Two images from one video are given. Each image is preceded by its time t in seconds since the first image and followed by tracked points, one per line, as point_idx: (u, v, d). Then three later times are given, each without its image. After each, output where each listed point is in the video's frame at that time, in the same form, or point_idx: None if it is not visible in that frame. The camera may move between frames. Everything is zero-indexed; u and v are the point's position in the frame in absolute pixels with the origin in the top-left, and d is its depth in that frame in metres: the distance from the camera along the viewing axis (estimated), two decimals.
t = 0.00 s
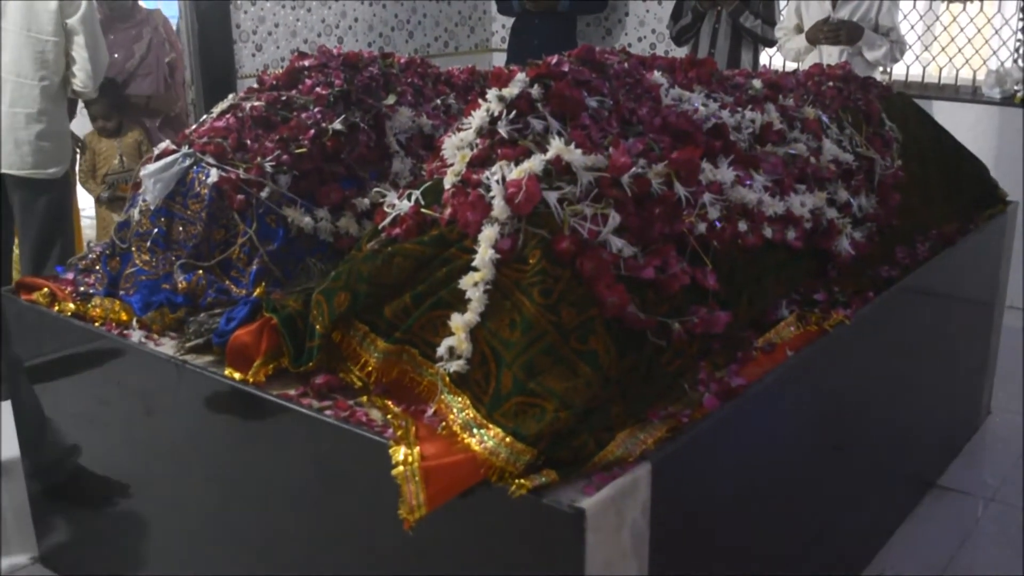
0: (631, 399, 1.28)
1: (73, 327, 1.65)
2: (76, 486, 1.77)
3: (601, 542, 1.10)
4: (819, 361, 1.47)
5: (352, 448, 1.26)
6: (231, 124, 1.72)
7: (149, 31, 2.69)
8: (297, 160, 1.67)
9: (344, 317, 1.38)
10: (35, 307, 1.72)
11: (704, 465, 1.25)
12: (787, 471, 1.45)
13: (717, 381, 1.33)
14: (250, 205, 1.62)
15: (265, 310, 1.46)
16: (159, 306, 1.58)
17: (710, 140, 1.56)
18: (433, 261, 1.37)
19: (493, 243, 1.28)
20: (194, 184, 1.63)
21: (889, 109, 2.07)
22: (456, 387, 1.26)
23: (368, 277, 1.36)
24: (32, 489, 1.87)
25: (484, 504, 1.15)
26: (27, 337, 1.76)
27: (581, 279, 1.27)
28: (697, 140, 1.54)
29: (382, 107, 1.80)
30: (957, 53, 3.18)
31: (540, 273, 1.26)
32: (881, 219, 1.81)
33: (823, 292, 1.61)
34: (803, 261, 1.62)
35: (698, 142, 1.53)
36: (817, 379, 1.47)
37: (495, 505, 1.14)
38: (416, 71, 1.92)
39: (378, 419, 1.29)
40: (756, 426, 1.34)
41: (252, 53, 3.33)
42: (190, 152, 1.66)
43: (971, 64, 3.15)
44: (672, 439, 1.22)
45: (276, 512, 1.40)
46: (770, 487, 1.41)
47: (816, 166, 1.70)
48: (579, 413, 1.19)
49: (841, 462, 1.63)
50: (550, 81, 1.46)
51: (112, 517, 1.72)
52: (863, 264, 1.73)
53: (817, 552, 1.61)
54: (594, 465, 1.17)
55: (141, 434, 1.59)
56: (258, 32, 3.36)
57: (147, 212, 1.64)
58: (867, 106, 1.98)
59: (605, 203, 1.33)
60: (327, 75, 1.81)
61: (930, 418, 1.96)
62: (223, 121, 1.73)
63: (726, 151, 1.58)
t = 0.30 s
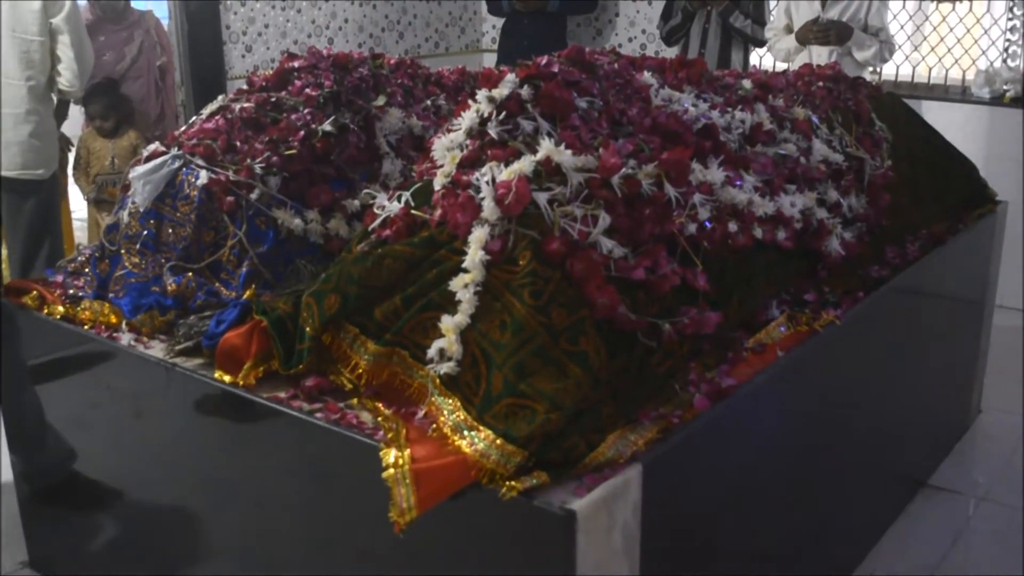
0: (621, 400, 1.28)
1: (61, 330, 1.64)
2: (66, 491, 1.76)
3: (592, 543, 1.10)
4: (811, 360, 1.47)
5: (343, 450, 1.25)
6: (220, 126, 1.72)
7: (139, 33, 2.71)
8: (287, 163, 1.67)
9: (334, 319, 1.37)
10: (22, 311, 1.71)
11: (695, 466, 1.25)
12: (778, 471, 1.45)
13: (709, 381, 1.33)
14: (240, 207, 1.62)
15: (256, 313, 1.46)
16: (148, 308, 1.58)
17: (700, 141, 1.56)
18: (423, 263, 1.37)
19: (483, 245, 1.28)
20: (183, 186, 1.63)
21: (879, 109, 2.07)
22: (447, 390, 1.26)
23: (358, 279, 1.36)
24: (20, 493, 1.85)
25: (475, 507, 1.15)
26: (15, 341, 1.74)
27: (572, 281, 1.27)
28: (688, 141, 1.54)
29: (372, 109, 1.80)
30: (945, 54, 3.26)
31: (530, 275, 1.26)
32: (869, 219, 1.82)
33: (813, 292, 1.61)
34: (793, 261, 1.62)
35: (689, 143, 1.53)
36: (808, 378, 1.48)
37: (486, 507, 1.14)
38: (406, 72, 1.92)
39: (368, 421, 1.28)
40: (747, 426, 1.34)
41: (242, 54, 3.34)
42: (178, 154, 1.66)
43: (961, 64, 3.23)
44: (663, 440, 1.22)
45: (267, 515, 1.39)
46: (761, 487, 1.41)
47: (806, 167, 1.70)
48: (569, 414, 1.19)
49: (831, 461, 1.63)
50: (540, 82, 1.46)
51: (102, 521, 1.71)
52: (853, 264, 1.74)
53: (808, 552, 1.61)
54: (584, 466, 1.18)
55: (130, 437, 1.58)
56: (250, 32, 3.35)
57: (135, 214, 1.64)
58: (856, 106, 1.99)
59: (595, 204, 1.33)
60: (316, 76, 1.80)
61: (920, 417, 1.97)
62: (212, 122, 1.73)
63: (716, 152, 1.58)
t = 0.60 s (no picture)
0: (611, 404, 1.27)
1: (49, 337, 1.63)
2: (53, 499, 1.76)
3: (582, 548, 1.10)
4: (801, 363, 1.48)
5: (332, 456, 1.25)
6: (209, 132, 1.72)
7: (130, 40, 2.77)
8: (276, 168, 1.67)
9: (323, 325, 1.37)
10: (11, 318, 1.71)
11: (685, 469, 1.25)
12: (769, 474, 1.45)
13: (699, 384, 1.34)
14: (229, 214, 1.61)
15: (245, 319, 1.45)
16: (137, 315, 1.58)
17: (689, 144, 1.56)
18: (412, 268, 1.37)
19: (472, 249, 1.28)
20: (171, 193, 1.62)
21: (867, 111, 2.08)
22: (437, 394, 1.25)
23: (347, 285, 1.36)
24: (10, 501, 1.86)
25: (465, 513, 1.15)
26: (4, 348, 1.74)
27: (561, 285, 1.27)
28: (676, 144, 1.54)
29: (361, 114, 1.80)
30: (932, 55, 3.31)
31: (519, 279, 1.25)
32: (859, 220, 1.82)
33: (802, 294, 1.62)
34: (782, 264, 1.63)
35: (678, 147, 1.53)
36: (798, 380, 1.48)
37: (475, 511, 1.13)
38: (395, 77, 1.93)
39: (358, 427, 1.28)
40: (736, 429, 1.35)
41: (231, 60, 3.39)
42: (167, 161, 1.65)
43: (948, 66, 3.27)
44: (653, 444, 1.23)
45: (257, 521, 1.39)
46: (751, 491, 1.41)
47: (794, 170, 1.71)
48: (559, 418, 1.19)
49: (822, 464, 1.63)
50: (528, 87, 1.46)
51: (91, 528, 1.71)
52: (842, 266, 1.74)
53: (799, 554, 1.61)
54: (574, 470, 1.17)
55: (119, 444, 1.58)
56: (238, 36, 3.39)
57: (126, 222, 1.63)
58: (845, 108, 2.00)
59: (584, 209, 1.33)
60: (306, 82, 1.81)
61: (910, 418, 1.97)
62: (201, 129, 1.73)
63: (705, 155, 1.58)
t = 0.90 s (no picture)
0: (601, 402, 1.27)
1: (37, 338, 1.63)
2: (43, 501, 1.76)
3: (572, 547, 1.10)
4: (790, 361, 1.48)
5: (321, 457, 1.25)
6: (197, 132, 1.71)
7: (117, 40, 2.88)
8: (265, 169, 1.67)
9: (311, 325, 1.37)
10: None
11: (675, 468, 1.25)
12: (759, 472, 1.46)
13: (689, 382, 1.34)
14: (217, 214, 1.61)
15: (233, 319, 1.45)
16: (125, 316, 1.57)
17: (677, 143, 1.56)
18: (400, 267, 1.37)
19: (460, 249, 1.28)
20: (159, 193, 1.61)
21: (855, 109, 2.09)
22: (426, 394, 1.25)
23: (336, 285, 1.36)
24: None
25: (454, 513, 1.14)
26: None
27: (549, 284, 1.27)
28: (664, 143, 1.54)
29: (349, 114, 1.80)
30: (921, 54, 3.36)
31: (508, 278, 1.26)
32: (847, 218, 1.83)
33: (791, 292, 1.62)
34: (771, 262, 1.63)
35: (666, 146, 1.54)
36: (787, 378, 1.48)
37: (464, 512, 1.13)
38: (384, 76, 1.92)
39: (347, 427, 1.28)
40: (726, 428, 1.35)
41: (219, 60, 3.38)
42: (154, 161, 1.65)
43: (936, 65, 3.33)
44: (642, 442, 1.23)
45: (246, 523, 1.39)
46: (740, 489, 1.41)
47: (783, 168, 1.71)
48: (548, 416, 1.19)
49: (811, 462, 1.64)
50: (516, 86, 1.47)
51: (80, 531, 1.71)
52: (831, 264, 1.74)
53: (789, 552, 1.62)
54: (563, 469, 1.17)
55: (108, 446, 1.57)
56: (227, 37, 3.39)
57: (113, 222, 1.63)
58: (833, 107, 2.00)
59: (572, 208, 1.33)
60: (294, 82, 1.80)
61: (900, 416, 1.98)
62: (189, 128, 1.73)
63: (693, 154, 1.58)
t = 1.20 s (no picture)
0: (594, 400, 1.27)
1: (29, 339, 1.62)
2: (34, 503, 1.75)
3: (567, 544, 1.10)
4: (781, 359, 1.48)
5: (314, 456, 1.25)
6: (188, 132, 1.72)
7: (106, 39, 2.90)
8: (257, 169, 1.67)
9: (303, 325, 1.37)
10: None
11: (667, 465, 1.25)
12: (751, 469, 1.46)
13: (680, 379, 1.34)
14: (209, 214, 1.61)
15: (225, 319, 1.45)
16: (117, 317, 1.56)
17: (669, 142, 1.57)
18: (392, 267, 1.37)
19: (452, 248, 1.28)
20: (151, 193, 1.63)
21: (847, 106, 2.09)
22: (419, 392, 1.25)
23: (327, 284, 1.35)
24: None
25: (448, 510, 1.14)
26: None
27: (541, 283, 1.27)
28: (656, 141, 1.54)
29: (341, 113, 1.80)
30: (912, 51, 3.36)
31: (500, 276, 1.26)
32: (839, 215, 1.83)
33: (783, 290, 1.62)
34: (763, 260, 1.63)
35: (657, 144, 1.54)
36: (778, 375, 1.49)
37: (457, 511, 1.13)
38: (375, 76, 1.92)
39: (340, 426, 1.28)
40: (718, 425, 1.35)
41: (211, 59, 3.39)
42: (144, 162, 1.66)
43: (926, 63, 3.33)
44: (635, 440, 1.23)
45: (240, 523, 1.38)
46: (733, 487, 1.42)
47: (774, 166, 1.72)
48: (541, 413, 1.19)
49: (805, 459, 1.64)
50: (508, 84, 1.46)
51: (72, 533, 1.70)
52: (823, 261, 1.75)
53: (783, 549, 1.62)
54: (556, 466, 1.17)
55: (99, 447, 1.57)
56: (219, 36, 3.40)
57: (104, 220, 1.63)
58: (825, 104, 2.00)
59: (564, 207, 1.33)
60: (285, 82, 1.81)
61: (893, 412, 1.99)
62: (180, 128, 1.73)
63: (685, 152, 1.59)
